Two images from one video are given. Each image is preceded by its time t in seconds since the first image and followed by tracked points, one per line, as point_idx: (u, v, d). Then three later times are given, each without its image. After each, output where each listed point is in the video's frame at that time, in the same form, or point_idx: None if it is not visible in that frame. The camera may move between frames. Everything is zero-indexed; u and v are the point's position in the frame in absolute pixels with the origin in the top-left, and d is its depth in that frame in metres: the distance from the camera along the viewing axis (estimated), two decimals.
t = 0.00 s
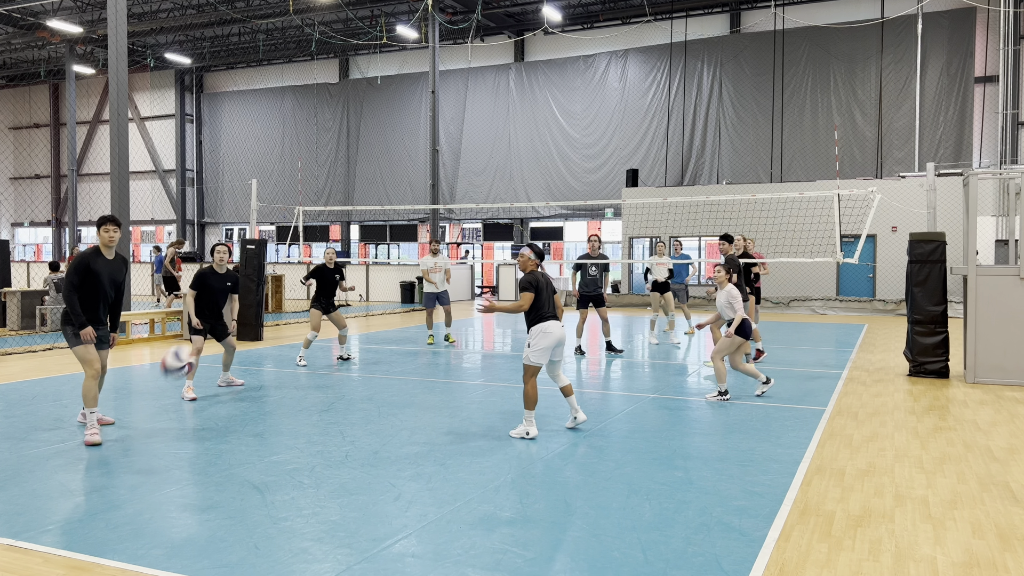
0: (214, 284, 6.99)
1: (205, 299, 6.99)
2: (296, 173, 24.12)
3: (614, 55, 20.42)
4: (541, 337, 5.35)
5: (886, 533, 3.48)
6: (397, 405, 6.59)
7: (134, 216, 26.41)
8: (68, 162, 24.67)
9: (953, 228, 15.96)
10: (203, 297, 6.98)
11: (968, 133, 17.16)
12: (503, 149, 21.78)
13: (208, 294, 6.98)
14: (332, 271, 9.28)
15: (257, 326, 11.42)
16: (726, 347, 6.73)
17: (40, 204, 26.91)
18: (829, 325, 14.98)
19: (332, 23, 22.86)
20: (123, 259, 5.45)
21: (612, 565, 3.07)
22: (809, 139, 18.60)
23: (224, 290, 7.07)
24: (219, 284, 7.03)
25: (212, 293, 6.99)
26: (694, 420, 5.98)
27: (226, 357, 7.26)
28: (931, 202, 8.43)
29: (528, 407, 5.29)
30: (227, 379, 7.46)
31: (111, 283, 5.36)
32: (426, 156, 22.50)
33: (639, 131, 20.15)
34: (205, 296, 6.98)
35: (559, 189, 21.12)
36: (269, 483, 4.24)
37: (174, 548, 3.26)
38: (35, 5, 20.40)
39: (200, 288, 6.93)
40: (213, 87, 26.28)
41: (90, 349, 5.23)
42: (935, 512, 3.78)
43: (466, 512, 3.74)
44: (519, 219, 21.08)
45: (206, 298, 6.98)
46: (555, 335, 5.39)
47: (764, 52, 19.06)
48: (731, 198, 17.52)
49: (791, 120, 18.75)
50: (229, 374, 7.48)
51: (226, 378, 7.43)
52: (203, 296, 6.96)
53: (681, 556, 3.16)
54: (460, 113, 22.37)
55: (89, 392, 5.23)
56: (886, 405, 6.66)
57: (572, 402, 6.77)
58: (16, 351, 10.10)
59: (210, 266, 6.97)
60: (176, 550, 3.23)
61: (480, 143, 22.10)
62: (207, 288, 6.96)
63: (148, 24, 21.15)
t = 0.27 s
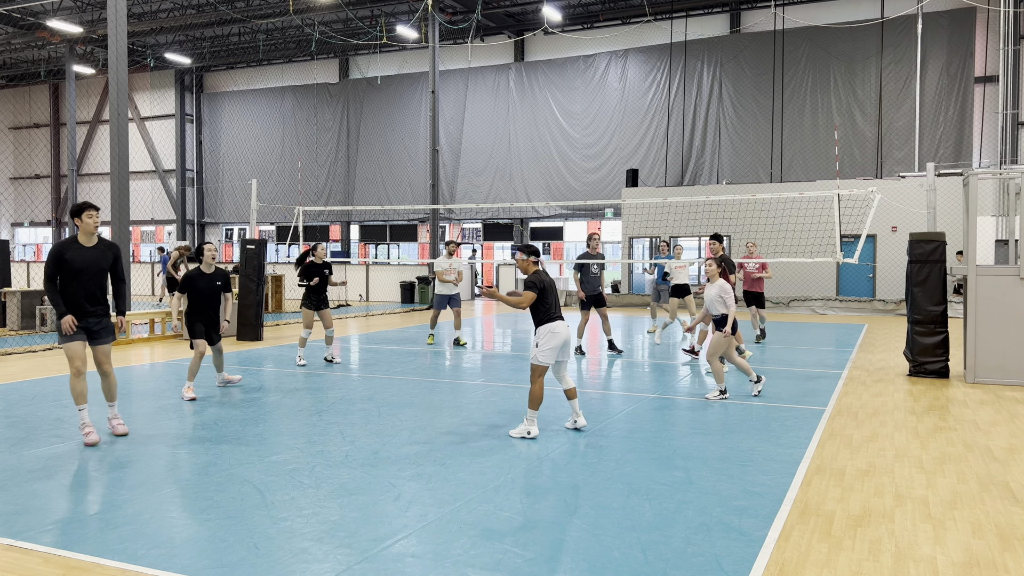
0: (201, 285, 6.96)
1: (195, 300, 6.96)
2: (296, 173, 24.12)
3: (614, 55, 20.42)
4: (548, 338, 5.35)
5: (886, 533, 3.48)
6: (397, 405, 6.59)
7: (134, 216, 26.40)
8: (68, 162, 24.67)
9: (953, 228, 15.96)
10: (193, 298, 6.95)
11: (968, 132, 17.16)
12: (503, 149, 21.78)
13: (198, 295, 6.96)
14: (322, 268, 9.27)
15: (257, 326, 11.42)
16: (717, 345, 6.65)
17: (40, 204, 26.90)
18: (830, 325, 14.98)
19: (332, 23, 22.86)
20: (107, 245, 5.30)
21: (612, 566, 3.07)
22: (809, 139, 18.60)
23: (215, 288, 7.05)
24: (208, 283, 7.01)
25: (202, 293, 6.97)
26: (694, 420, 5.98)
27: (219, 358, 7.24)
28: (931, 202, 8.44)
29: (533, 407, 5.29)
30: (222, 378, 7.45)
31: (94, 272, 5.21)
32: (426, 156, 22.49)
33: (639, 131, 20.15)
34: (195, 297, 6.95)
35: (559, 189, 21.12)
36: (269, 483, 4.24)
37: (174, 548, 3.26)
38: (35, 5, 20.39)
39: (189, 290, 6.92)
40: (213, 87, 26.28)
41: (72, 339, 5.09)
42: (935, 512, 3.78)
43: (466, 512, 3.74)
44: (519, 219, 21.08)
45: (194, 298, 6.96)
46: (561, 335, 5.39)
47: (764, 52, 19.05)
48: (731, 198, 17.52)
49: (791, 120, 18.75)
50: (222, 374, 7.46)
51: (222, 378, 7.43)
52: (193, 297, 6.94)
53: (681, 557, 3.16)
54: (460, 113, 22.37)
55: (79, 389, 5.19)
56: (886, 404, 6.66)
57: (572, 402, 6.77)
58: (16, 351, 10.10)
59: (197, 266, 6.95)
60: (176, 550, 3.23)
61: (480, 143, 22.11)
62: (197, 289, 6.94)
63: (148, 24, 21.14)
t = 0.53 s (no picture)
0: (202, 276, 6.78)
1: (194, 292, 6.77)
2: (296, 173, 24.12)
3: (614, 55, 20.42)
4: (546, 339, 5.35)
5: (886, 533, 3.48)
6: (397, 405, 6.59)
7: (134, 216, 26.40)
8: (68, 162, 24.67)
9: (953, 228, 15.95)
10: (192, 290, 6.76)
11: (968, 132, 17.16)
12: (503, 149, 21.78)
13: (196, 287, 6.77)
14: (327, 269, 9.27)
15: (257, 326, 11.42)
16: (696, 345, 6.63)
17: (40, 204, 26.90)
18: (830, 325, 14.98)
19: (332, 23, 22.87)
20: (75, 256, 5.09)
21: (612, 566, 3.07)
22: (809, 139, 18.60)
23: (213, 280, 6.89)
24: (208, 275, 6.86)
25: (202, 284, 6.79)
26: (694, 419, 5.98)
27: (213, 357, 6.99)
28: (931, 202, 8.44)
29: (534, 408, 5.29)
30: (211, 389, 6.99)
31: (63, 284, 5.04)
32: (426, 156, 22.49)
33: (639, 131, 20.15)
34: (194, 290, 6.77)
35: (559, 189, 21.12)
36: (270, 483, 4.24)
37: (173, 548, 3.26)
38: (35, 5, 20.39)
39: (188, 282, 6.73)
40: (213, 87, 26.27)
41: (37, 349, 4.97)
42: (935, 512, 3.78)
43: (466, 512, 3.74)
44: (519, 219, 21.07)
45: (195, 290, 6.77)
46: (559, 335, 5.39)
47: (764, 53, 19.05)
48: (731, 199, 17.53)
49: (791, 120, 18.75)
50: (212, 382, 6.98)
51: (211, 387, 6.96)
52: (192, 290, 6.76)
53: (681, 556, 3.17)
54: (460, 113, 22.37)
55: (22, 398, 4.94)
56: (886, 404, 6.66)
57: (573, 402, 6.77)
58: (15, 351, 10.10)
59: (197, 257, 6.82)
60: (176, 550, 3.23)
61: (480, 143, 22.11)
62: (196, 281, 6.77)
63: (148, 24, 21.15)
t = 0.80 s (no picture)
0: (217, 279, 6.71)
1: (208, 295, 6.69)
2: (296, 173, 24.12)
3: (614, 55, 20.42)
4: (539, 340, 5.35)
5: (886, 533, 3.48)
6: (396, 405, 6.59)
7: (134, 216, 26.42)
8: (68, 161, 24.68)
9: (953, 228, 15.94)
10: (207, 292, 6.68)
11: (968, 132, 17.16)
12: (503, 149, 21.79)
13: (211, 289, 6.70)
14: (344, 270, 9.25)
15: (257, 326, 11.42)
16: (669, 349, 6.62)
17: (40, 204, 26.91)
18: (830, 324, 14.98)
19: (332, 23, 22.88)
20: None
21: (612, 565, 3.07)
22: (809, 139, 18.60)
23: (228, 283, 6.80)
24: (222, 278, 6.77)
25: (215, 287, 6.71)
26: (694, 420, 5.99)
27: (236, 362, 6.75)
28: (931, 202, 8.44)
29: (530, 408, 5.28)
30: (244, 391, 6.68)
31: None
32: (426, 155, 22.49)
33: (639, 131, 20.15)
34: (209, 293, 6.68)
35: (559, 189, 21.12)
36: (270, 483, 4.24)
37: (173, 548, 3.26)
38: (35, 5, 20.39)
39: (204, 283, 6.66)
40: (213, 87, 26.27)
41: None
42: (935, 512, 3.78)
43: (466, 512, 3.74)
44: (519, 219, 21.07)
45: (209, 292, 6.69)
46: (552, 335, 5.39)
47: (764, 53, 19.05)
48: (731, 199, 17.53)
49: (791, 120, 18.75)
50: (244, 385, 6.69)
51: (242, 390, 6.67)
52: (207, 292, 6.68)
53: (681, 556, 3.17)
54: (460, 113, 22.37)
55: None
56: (886, 404, 6.66)
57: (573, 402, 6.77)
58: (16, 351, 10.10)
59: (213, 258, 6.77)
60: (176, 550, 3.23)
61: (480, 143, 22.10)
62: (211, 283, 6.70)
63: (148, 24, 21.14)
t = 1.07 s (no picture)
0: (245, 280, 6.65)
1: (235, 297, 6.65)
2: (296, 173, 24.12)
3: (614, 55, 20.42)
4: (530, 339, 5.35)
5: (886, 533, 3.48)
6: (396, 405, 6.59)
7: (134, 216, 26.42)
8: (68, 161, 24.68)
9: (953, 228, 15.95)
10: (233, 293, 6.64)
11: (968, 132, 17.16)
12: (503, 149, 21.79)
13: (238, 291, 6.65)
14: (364, 268, 9.23)
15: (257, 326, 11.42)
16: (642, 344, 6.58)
17: (40, 204, 26.91)
18: (830, 324, 14.98)
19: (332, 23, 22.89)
20: None
21: (612, 565, 3.07)
22: (809, 139, 18.60)
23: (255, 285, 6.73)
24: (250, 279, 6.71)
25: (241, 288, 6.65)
26: (694, 420, 5.99)
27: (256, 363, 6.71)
28: (931, 202, 8.44)
29: (528, 408, 5.28)
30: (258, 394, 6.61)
31: None
32: (426, 156, 22.49)
33: (639, 131, 20.15)
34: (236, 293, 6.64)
35: (559, 189, 21.12)
36: (270, 483, 4.24)
37: (174, 548, 3.26)
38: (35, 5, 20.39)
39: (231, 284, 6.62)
40: (213, 87, 26.26)
41: None
42: (935, 512, 3.78)
43: (466, 512, 3.74)
44: (519, 219, 21.06)
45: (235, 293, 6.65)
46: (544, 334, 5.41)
47: (764, 53, 19.06)
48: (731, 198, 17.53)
49: (791, 120, 18.75)
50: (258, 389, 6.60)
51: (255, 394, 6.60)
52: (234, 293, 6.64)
53: (681, 556, 3.17)
54: (460, 113, 22.37)
55: None
56: (886, 404, 6.66)
57: (572, 402, 6.77)
58: (15, 351, 10.10)
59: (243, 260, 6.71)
60: (176, 550, 3.23)
61: (480, 143, 22.11)
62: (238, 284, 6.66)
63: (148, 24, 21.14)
